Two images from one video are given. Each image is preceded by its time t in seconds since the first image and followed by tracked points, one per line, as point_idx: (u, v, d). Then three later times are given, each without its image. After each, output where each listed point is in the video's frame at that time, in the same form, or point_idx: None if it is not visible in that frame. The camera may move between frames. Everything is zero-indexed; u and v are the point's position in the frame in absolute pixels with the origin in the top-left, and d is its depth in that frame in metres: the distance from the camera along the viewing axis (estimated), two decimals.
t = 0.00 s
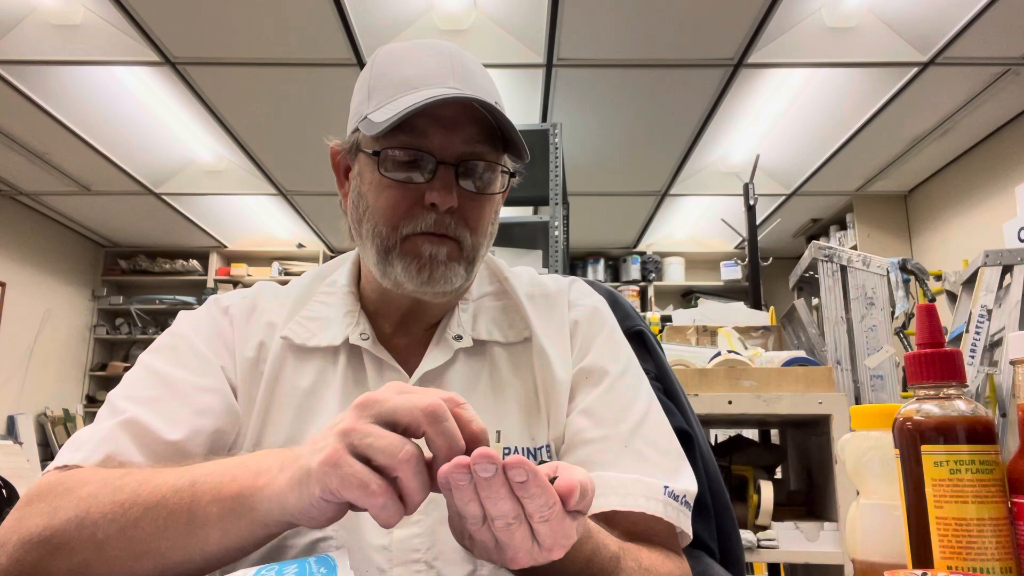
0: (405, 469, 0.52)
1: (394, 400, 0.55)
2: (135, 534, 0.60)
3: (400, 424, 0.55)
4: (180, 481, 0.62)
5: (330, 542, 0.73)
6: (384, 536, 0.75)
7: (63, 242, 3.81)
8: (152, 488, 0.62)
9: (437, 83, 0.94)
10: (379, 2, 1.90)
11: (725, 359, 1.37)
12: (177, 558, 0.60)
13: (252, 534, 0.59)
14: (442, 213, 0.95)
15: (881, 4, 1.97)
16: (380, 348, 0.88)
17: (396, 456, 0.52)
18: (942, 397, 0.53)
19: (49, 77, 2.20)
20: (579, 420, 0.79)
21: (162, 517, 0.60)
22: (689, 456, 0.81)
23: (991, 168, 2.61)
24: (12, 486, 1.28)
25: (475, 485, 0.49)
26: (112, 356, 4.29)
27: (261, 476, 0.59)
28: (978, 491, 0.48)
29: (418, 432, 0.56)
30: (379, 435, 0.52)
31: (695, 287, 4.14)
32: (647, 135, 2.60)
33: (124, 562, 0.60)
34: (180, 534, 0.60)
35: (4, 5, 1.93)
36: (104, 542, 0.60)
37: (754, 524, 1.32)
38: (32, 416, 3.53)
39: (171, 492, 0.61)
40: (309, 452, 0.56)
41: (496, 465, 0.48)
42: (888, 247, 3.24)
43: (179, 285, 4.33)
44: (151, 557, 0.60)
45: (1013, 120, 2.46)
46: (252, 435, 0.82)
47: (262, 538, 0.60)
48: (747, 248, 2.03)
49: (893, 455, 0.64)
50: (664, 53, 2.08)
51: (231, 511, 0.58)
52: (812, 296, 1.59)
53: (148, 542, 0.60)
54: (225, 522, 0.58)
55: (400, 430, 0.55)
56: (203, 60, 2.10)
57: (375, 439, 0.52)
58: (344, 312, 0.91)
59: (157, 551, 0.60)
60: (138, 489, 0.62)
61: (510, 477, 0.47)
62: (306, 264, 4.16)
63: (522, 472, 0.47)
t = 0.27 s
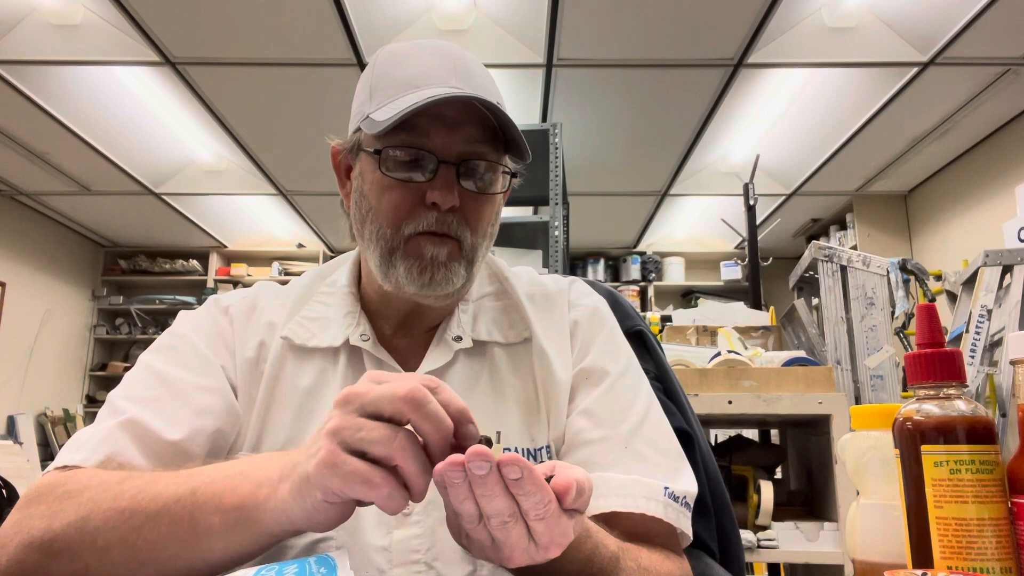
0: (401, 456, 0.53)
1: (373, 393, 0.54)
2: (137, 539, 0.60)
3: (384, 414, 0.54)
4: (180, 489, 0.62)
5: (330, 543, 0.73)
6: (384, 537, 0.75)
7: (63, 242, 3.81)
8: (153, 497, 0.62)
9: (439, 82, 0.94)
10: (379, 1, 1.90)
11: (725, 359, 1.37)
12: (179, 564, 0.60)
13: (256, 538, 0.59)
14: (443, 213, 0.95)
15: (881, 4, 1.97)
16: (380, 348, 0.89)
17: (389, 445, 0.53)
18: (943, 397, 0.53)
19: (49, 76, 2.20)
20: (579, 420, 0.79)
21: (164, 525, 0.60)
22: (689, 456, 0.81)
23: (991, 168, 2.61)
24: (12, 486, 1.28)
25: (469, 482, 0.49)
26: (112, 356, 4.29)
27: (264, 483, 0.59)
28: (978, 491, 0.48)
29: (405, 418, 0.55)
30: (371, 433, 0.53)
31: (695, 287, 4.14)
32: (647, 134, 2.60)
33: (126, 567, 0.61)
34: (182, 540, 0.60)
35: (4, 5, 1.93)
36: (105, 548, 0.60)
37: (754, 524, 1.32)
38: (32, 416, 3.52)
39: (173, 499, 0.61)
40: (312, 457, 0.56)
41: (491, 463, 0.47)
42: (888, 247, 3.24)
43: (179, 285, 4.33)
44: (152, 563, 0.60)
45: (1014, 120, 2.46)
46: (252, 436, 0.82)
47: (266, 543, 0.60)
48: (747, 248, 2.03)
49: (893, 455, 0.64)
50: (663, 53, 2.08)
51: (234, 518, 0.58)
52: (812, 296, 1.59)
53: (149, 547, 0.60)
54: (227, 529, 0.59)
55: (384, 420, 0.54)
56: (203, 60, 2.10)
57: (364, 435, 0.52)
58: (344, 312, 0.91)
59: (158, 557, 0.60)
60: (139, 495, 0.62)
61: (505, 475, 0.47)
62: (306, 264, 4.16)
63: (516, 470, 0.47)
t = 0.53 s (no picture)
0: (395, 470, 0.52)
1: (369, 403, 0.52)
2: (136, 542, 0.60)
3: (379, 427, 0.52)
4: (177, 491, 0.62)
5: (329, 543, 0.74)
6: (384, 537, 0.75)
7: (62, 242, 3.81)
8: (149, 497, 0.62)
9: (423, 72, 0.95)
10: (379, 2, 1.90)
11: (725, 359, 1.37)
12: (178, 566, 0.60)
13: (255, 540, 0.59)
14: (419, 202, 0.94)
15: (881, 3, 1.97)
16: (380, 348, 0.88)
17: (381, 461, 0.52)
18: (942, 397, 0.53)
19: (49, 77, 2.20)
20: (579, 420, 0.79)
21: (161, 529, 0.60)
22: (689, 457, 0.81)
23: (992, 167, 2.61)
24: (12, 486, 1.28)
25: (468, 486, 0.49)
26: (112, 356, 4.29)
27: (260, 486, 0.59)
28: (978, 491, 0.48)
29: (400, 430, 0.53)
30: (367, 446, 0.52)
31: (695, 287, 4.15)
32: (647, 134, 2.60)
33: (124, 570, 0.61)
34: (180, 543, 0.60)
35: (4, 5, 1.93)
36: (102, 549, 0.60)
37: (754, 524, 1.32)
38: (32, 416, 3.52)
39: (169, 500, 0.61)
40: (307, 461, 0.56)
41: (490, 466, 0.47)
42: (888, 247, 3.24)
43: (178, 285, 4.33)
44: (150, 567, 0.60)
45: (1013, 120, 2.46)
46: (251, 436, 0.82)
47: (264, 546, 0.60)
48: (747, 248, 2.03)
49: (893, 455, 0.64)
50: (663, 53, 2.08)
51: (233, 521, 0.58)
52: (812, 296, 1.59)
53: (148, 551, 0.60)
54: (226, 532, 0.59)
55: (378, 434, 0.52)
56: (203, 60, 2.10)
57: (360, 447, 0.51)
58: (344, 312, 0.91)
59: (157, 561, 0.60)
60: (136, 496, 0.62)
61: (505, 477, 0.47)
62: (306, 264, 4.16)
63: (515, 472, 0.47)
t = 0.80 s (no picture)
0: (388, 427, 0.52)
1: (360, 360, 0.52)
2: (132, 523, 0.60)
3: (369, 385, 0.52)
4: (172, 469, 0.61)
5: (328, 540, 0.74)
6: (383, 533, 0.75)
7: (62, 242, 3.81)
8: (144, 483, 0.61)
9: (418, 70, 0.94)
10: (378, 2, 1.90)
11: (726, 359, 1.37)
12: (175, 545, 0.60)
13: (249, 508, 0.59)
14: (416, 199, 0.94)
15: (880, 3, 1.97)
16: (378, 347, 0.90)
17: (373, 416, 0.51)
18: (943, 397, 0.53)
19: (49, 77, 2.20)
20: (577, 417, 0.79)
21: (157, 506, 0.60)
22: (688, 456, 0.82)
23: (991, 168, 2.62)
24: (11, 486, 1.28)
25: (471, 489, 0.50)
26: (112, 356, 4.29)
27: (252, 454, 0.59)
28: (977, 491, 0.48)
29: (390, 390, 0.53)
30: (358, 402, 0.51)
31: (695, 288, 4.15)
32: (646, 134, 2.60)
33: (121, 552, 0.60)
34: (176, 518, 0.60)
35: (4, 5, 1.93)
36: (98, 533, 0.60)
37: (754, 524, 1.32)
38: (32, 416, 3.52)
39: (164, 479, 0.60)
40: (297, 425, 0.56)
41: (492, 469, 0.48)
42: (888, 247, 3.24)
43: (179, 285, 4.33)
44: (147, 546, 0.60)
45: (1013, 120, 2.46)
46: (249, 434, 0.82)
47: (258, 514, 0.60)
48: (747, 248, 2.03)
49: (893, 455, 0.64)
50: (663, 53, 2.08)
51: (226, 491, 0.58)
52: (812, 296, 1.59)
53: (144, 529, 0.60)
54: (220, 502, 0.59)
55: (368, 392, 0.52)
56: (203, 59, 2.10)
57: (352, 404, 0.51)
58: (342, 311, 0.92)
59: (154, 539, 0.60)
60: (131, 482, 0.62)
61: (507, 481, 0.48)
62: (306, 264, 4.16)
63: (516, 475, 0.47)
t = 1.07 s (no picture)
0: (409, 414, 0.53)
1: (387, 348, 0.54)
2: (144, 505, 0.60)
3: (396, 373, 0.53)
4: (178, 452, 0.61)
5: (322, 534, 0.76)
6: (377, 525, 0.77)
7: (62, 243, 3.81)
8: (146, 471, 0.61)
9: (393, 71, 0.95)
10: (379, 2, 1.90)
11: (726, 359, 1.37)
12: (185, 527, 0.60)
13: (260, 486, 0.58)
14: (396, 196, 0.94)
15: (880, 3, 1.97)
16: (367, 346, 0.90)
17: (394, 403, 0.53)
18: (943, 397, 0.53)
19: (49, 77, 2.20)
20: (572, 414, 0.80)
21: (166, 485, 0.59)
22: (683, 458, 0.82)
23: (990, 168, 2.62)
24: (12, 486, 1.28)
25: (481, 533, 0.50)
26: (112, 356, 4.29)
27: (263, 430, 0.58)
28: (978, 491, 0.48)
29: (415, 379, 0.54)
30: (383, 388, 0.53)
31: (695, 287, 4.15)
32: (646, 134, 2.60)
33: (129, 535, 0.60)
34: (186, 498, 0.59)
35: (4, 5, 1.93)
36: (109, 517, 0.60)
37: (754, 524, 1.32)
38: (32, 415, 3.52)
39: (171, 461, 0.60)
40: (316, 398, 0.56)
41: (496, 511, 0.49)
42: (888, 247, 3.24)
43: (179, 285, 4.33)
44: (160, 526, 0.60)
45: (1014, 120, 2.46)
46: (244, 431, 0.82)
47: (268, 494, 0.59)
48: (747, 248, 2.03)
49: (893, 455, 0.64)
50: (664, 53, 2.08)
51: (236, 468, 0.58)
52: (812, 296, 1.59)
53: (156, 510, 0.60)
54: (232, 479, 0.58)
55: (396, 380, 0.54)
56: (203, 59, 2.10)
57: (375, 385, 0.53)
58: (329, 314, 0.91)
59: (164, 520, 0.60)
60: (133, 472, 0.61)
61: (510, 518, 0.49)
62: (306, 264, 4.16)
63: (522, 517, 0.49)
